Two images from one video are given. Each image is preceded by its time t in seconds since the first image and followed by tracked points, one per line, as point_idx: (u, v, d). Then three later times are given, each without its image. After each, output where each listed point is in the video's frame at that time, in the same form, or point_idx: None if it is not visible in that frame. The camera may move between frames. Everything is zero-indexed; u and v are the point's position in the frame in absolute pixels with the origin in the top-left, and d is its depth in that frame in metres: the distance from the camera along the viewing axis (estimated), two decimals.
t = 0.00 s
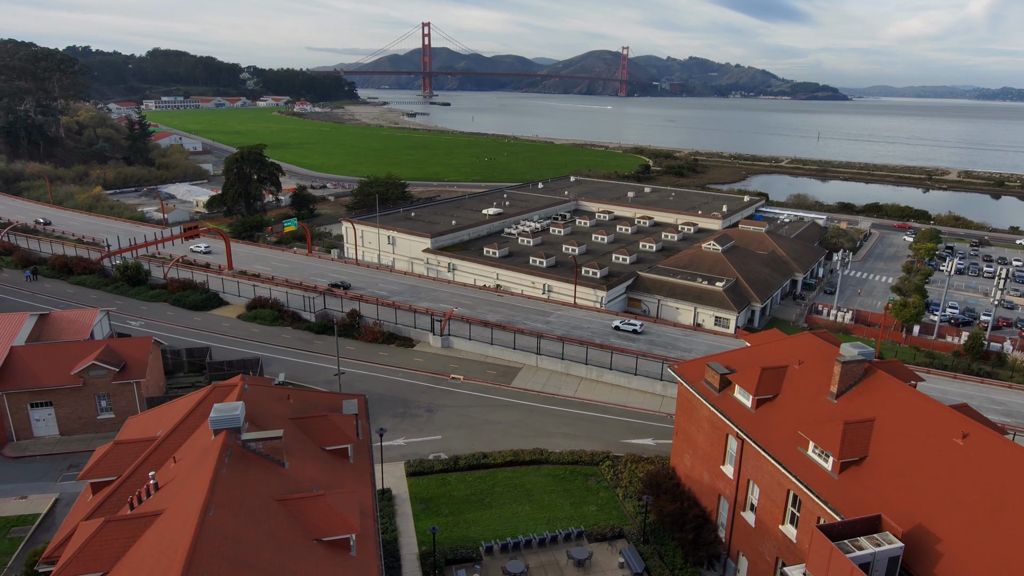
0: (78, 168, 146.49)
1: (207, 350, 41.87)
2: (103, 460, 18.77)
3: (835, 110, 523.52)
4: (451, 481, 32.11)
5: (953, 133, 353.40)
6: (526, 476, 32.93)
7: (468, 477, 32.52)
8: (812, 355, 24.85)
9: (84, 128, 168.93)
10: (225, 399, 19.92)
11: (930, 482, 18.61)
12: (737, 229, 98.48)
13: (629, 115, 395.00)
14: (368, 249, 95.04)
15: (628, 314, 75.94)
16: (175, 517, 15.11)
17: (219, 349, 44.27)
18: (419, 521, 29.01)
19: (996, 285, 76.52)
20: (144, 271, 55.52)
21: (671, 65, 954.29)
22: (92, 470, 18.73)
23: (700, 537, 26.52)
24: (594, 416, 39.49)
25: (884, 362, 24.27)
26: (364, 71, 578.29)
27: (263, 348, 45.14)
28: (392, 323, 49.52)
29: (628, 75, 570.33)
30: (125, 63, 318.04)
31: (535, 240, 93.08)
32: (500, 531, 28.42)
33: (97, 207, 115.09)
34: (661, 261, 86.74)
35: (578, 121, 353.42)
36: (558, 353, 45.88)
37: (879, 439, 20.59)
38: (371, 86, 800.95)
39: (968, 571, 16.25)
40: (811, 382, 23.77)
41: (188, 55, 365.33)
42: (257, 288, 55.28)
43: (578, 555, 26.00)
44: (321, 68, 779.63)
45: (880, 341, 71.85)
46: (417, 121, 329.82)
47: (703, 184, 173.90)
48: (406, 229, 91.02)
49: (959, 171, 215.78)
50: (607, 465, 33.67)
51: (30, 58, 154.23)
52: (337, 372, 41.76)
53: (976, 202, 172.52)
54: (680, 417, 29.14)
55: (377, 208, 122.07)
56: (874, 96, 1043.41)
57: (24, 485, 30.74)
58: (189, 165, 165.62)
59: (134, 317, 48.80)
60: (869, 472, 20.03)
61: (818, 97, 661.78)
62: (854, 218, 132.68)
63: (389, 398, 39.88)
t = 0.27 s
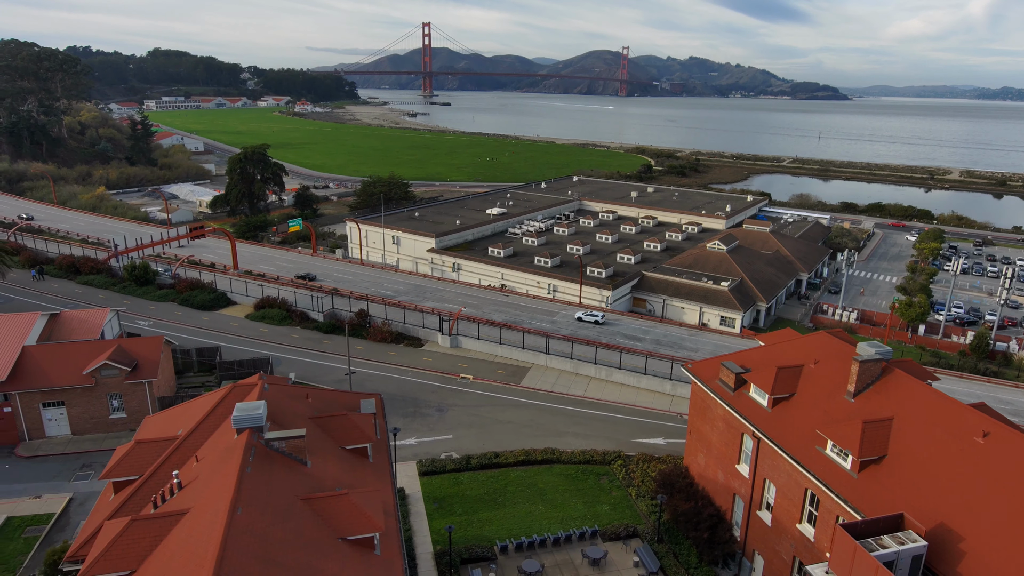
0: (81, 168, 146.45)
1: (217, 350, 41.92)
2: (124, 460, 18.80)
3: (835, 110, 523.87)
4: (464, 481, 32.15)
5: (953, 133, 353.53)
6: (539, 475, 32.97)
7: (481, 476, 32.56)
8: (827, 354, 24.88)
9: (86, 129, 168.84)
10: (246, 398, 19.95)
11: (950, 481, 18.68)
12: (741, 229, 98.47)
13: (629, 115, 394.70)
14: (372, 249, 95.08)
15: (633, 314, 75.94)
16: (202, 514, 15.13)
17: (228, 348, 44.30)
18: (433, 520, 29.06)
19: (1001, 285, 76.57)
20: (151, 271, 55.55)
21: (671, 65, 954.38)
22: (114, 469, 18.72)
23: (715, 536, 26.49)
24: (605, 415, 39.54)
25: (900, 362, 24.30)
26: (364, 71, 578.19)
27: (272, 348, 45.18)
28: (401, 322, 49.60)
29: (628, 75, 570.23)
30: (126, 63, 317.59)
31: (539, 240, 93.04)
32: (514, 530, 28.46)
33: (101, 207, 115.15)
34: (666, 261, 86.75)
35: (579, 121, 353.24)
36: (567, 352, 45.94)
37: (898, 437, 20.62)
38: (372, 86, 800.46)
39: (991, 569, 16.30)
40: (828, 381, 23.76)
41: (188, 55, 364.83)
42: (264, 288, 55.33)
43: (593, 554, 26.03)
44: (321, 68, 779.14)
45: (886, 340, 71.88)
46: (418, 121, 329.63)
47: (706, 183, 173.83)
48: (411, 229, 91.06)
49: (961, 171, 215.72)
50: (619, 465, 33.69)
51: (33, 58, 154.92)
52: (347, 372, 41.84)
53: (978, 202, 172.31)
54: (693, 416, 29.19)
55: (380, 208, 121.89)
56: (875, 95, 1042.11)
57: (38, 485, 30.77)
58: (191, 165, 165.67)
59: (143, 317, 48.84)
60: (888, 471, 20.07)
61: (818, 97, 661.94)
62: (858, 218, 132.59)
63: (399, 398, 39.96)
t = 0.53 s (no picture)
0: (83, 168, 146.26)
1: (224, 350, 41.97)
2: (141, 459, 18.81)
3: (836, 110, 524.32)
4: (473, 480, 32.17)
5: (954, 133, 353.73)
6: (548, 475, 32.97)
7: (490, 476, 32.57)
8: (839, 354, 24.90)
9: (88, 129, 168.59)
10: (262, 397, 19.97)
11: (965, 480, 18.71)
12: (745, 229, 98.48)
13: (630, 115, 394.67)
14: (375, 249, 95.10)
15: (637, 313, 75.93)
16: (222, 512, 15.17)
17: (235, 348, 44.36)
18: (443, 520, 29.09)
19: (1005, 285, 76.59)
20: (157, 271, 55.64)
21: (671, 65, 954.74)
22: (130, 468, 18.75)
23: (726, 535, 26.48)
24: (612, 415, 39.59)
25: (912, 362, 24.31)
26: (364, 71, 577.94)
27: (279, 348, 45.25)
28: (407, 322, 49.71)
29: (628, 75, 570.37)
30: (126, 63, 316.93)
31: (543, 240, 93.01)
32: (525, 530, 28.50)
33: (104, 207, 115.18)
34: (669, 260, 86.75)
35: (580, 121, 353.22)
36: (573, 352, 45.97)
37: (912, 436, 20.65)
38: (372, 86, 799.93)
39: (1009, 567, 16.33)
40: (840, 381, 23.83)
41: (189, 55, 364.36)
42: (270, 287, 55.42)
43: (604, 554, 26.06)
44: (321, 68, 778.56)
45: (891, 340, 71.91)
46: (419, 121, 329.46)
47: (707, 183, 173.87)
48: (414, 229, 91.12)
49: (962, 171, 215.86)
50: (628, 464, 33.71)
51: (35, 59, 155.09)
52: (355, 372, 41.90)
53: (980, 202, 172.30)
54: (704, 415, 29.21)
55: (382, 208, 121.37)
56: (875, 96, 1042.42)
57: (48, 485, 30.81)
58: (193, 165, 165.71)
59: (149, 317, 48.88)
60: (903, 470, 20.09)
61: (818, 97, 662.15)
62: (860, 218, 132.60)
63: (407, 397, 40.02)
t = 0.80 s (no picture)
0: (95, 160, 148.04)
1: (254, 307, 44.03)
2: (211, 350, 20.90)
3: (835, 113, 527.47)
4: (494, 416, 34.19)
5: (953, 135, 356.43)
6: (565, 412, 34.99)
7: (510, 413, 34.59)
8: (839, 281, 26.98)
9: (98, 124, 170.34)
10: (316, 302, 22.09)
11: (952, 370, 20.80)
12: (747, 216, 100.71)
13: (631, 117, 397.48)
14: (386, 234, 97.23)
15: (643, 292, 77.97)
16: (297, 373, 17.27)
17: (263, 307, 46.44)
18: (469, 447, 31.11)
19: (1001, 265, 78.87)
20: (182, 241, 57.76)
21: (672, 69, 956.83)
22: (201, 358, 20.84)
23: (733, 454, 28.46)
24: (623, 365, 41.75)
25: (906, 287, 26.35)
26: (366, 74, 580.09)
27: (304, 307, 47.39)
28: (425, 287, 52.02)
29: (629, 79, 573.25)
30: (131, 64, 318.55)
31: (549, 225, 95.08)
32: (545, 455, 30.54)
33: (118, 196, 117.11)
34: (674, 244, 88.83)
35: (581, 122, 355.80)
36: (585, 313, 48.17)
37: (906, 341, 22.67)
38: (373, 89, 802.93)
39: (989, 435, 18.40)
40: (839, 301, 25.95)
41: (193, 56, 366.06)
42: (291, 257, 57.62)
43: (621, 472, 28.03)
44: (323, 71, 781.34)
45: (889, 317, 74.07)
46: (421, 121, 331.72)
47: (709, 179, 176.19)
48: (424, 213, 93.26)
49: (961, 169, 218.41)
50: (640, 404, 35.75)
51: (47, 53, 156.08)
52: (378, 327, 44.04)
53: (978, 198, 174.49)
54: (713, 349, 31.28)
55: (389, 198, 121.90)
56: (875, 100, 1046.73)
57: (98, 417, 32.81)
58: (202, 159, 167.88)
59: (178, 280, 50.96)
60: (897, 369, 22.14)
61: (818, 101, 665.72)
62: (860, 210, 134.87)
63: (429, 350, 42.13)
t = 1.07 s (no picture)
0: (97, 160, 148.57)
1: (260, 303, 44.97)
2: (224, 338, 21.82)
3: (834, 113, 528.20)
4: (495, 407, 35.07)
5: (952, 135, 357.20)
6: (563, 404, 35.91)
7: (510, 404, 35.47)
8: (828, 274, 27.90)
9: (99, 124, 170.76)
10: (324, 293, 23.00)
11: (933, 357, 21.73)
12: (744, 214, 101.63)
13: (631, 117, 398.12)
14: (387, 232, 98.17)
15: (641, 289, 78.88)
16: (308, 358, 18.21)
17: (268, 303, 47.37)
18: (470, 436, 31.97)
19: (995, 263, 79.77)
20: (187, 238, 58.64)
21: (671, 68, 957.47)
22: (214, 345, 21.75)
23: (727, 442, 29.37)
24: (621, 358, 42.73)
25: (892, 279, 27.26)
26: (366, 74, 579.83)
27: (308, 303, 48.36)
28: (426, 283, 53.01)
29: (628, 78, 573.90)
30: (132, 63, 318.26)
31: (549, 224, 95.96)
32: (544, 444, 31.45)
33: (121, 195, 117.83)
34: (672, 242, 89.73)
35: (581, 122, 356.42)
36: (583, 309, 49.14)
37: (890, 331, 23.59)
38: (373, 88, 802.47)
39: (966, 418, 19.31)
40: (827, 293, 26.93)
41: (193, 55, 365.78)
42: (294, 254, 58.54)
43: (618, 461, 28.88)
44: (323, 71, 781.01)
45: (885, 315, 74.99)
46: (421, 121, 332.24)
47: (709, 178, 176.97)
48: (425, 212, 94.12)
49: (959, 168, 219.27)
50: (636, 396, 36.71)
51: (49, 52, 154.86)
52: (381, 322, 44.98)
53: (975, 197, 175.34)
54: (707, 340, 32.20)
55: (390, 197, 122.70)
56: (875, 100, 1047.35)
57: (108, 408, 33.71)
58: (203, 158, 168.57)
59: (184, 276, 51.85)
60: (881, 358, 23.07)
61: (818, 100, 666.12)
62: (857, 209, 135.70)
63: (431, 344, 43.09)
